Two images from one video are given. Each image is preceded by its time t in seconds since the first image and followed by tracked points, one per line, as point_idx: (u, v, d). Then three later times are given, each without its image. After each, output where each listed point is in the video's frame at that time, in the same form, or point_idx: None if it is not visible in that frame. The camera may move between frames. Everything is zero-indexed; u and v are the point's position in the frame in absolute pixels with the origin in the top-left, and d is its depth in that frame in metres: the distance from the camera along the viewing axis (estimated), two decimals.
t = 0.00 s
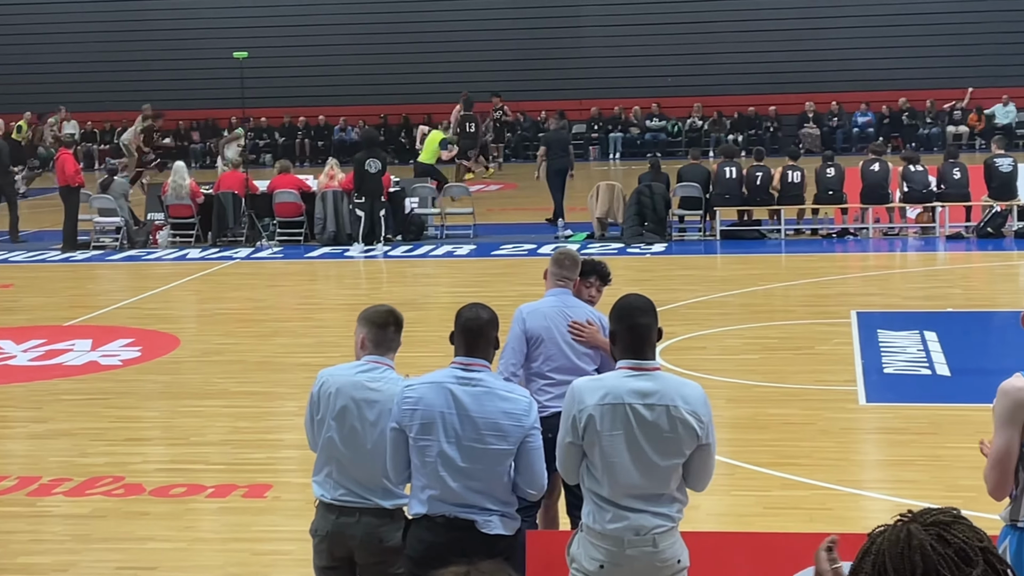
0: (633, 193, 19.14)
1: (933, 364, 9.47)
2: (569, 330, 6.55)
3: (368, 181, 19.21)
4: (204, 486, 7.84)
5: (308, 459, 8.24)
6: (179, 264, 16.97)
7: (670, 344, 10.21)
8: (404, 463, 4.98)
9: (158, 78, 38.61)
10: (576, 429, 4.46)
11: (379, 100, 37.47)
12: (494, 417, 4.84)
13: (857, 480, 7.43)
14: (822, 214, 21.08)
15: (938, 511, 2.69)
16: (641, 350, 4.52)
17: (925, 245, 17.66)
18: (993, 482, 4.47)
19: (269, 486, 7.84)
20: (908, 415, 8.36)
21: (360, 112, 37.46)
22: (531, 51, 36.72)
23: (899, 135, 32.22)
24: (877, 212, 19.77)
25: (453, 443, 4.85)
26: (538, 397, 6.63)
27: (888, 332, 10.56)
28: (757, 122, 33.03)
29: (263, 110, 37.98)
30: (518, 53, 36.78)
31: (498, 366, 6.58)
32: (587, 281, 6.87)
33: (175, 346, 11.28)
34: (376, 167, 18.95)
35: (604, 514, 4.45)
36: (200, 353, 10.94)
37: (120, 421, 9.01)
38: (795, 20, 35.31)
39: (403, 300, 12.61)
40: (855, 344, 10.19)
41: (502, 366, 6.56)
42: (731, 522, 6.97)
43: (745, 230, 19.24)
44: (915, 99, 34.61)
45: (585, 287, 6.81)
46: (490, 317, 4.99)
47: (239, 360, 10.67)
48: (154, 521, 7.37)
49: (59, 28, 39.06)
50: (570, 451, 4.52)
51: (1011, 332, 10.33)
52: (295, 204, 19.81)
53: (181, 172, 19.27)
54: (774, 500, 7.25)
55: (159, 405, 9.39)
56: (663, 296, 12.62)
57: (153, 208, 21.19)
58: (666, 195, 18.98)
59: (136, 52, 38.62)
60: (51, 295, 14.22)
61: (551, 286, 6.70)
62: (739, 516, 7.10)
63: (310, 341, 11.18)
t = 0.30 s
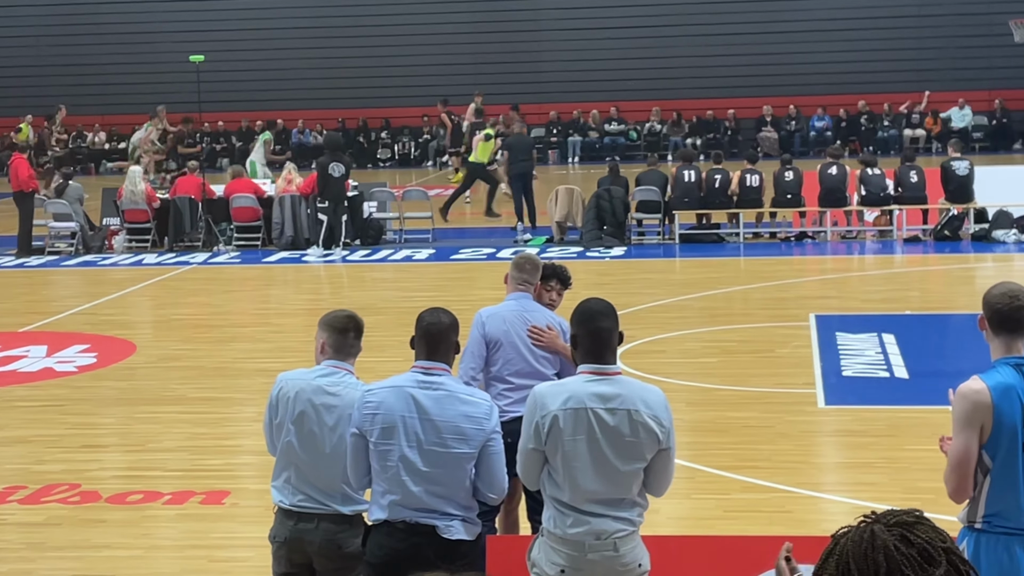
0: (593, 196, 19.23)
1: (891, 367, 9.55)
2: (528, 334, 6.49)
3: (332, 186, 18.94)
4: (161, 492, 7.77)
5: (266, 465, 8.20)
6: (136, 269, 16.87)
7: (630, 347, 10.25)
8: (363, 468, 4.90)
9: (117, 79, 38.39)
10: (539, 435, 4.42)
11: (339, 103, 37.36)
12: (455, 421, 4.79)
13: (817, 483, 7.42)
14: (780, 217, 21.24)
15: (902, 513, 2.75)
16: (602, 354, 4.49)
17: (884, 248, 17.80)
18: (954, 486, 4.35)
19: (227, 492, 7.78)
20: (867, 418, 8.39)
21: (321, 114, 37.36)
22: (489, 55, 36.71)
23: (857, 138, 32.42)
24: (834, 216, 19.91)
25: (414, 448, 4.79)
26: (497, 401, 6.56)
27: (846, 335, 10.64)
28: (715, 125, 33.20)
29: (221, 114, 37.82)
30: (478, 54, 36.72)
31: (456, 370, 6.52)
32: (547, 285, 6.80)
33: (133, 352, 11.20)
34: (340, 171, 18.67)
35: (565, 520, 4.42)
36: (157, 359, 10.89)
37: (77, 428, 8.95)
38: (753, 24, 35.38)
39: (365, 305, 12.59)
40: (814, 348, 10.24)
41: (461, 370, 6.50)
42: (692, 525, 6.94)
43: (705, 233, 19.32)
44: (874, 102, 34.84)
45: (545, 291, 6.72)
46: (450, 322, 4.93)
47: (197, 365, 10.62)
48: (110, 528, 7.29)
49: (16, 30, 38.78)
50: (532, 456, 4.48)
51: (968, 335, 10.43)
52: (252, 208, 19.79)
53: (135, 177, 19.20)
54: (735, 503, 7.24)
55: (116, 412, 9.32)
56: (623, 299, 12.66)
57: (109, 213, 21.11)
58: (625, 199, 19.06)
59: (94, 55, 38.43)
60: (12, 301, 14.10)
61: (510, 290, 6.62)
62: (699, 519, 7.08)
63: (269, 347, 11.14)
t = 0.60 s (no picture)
0: (561, 195, 19.24)
1: (855, 365, 9.67)
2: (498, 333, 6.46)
3: (303, 185, 19.04)
4: (128, 492, 7.76)
5: (233, 464, 8.20)
6: (104, 268, 16.84)
7: (596, 346, 10.35)
8: (332, 467, 4.88)
9: (83, 77, 38.23)
10: (506, 433, 4.45)
11: (306, 102, 37.30)
12: (424, 418, 4.79)
13: (782, 480, 7.47)
14: (746, 218, 21.29)
15: (870, 505, 2.74)
16: (569, 352, 4.53)
17: (847, 247, 17.99)
18: (917, 482, 4.36)
19: (194, 492, 7.78)
20: (831, 416, 8.48)
21: (290, 112, 37.26)
22: (457, 54, 36.72)
23: (823, 138, 32.60)
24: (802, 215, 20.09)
25: (383, 446, 4.78)
26: (467, 400, 6.52)
27: (812, 333, 10.75)
28: (682, 125, 33.39)
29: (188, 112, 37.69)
30: (446, 53, 36.70)
31: (427, 369, 6.45)
32: (517, 284, 6.75)
33: (100, 351, 11.19)
34: (311, 171, 18.80)
35: (532, 517, 4.44)
36: (124, 357, 10.88)
37: (42, 427, 8.93)
38: (719, 25, 35.55)
39: (336, 304, 12.62)
40: (779, 346, 10.34)
41: (431, 369, 6.42)
42: (657, 523, 6.94)
43: (671, 232, 19.43)
44: (842, 101, 35.05)
45: (516, 291, 6.73)
46: (419, 321, 4.93)
47: (165, 364, 10.61)
48: (77, 527, 7.25)
49: None
50: (500, 455, 4.50)
51: (931, 333, 10.56)
52: (219, 207, 19.82)
53: (101, 176, 19.20)
54: (700, 500, 7.25)
55: (83, 411, 9.30)
56: (589, 298, 12.72)
57: (75, 213, 21.08)
58: (591, 198, 19.16)
59: (60, 52, 38.22)
60: None
61: (481, 290, 6.61)
62: (665, 517, 7.09)
63: (236, 346, 11.14)
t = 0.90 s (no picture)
0: (535, 196, 19.26)
1: (829, 366, 9.70)
2: (474, 334, 6.33)
3: (280, 187, 18.96)
4: (100, 493, 7.71)
5: (206, 466, 8.16)
6: (77, 268, 16.78)
7: (571, 348, 10.35)
8: (306, 469, 4.79)
9: (57, 77, 38.17)
10: (479, 435, 4.44)
11: (281, 102, 37.23)
12: (400, 420, 4.71)
13: (756, 482, 7.45)
14: (721, 219, 21.30)
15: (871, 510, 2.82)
16: (543, 353, 4.51)
17: (821, 248, 18.04)
18: (888, 483, 4.37)
19: (167, 493, 7.73)
20: (805, 418, 8.49)
21: (266, 112, 37.20)
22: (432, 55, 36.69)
23: (796, 139, 32.67)
24: (776, 217, 20.15)
25: (358, 447, 4.69)
26: (443, 403, 6.38)
27: (786, 335, 10.78)
28: (656, 126, 33.49)
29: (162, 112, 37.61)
30: (421, 54, 36.67)
31: (403, 372, 6.30)
32: (492, 285, 6.64)
33: (72, 352, 11.14)
34: (287, 173, 18.67)
35: (505, 518, 4.43)
36: (97, 358, 10.83)
37: (14, 429, 8.88)
38: (692, 28, 35.71)
39: (312, 305, 12.60)
40: (753, 347, 10.36)
41: (407, 372, 6.28)
42: (631, 524, 6.89)
43: (645, 234, 19.48)
44: (817, 102, 35.16)
45: (491, 292, 6.60)
46: (393, 321, 4.83)
47: (139, 366, 10.56)
48: (48, 529, 7.19)
49: None
50: (473, 456, 4.49)
51: (905, 335, 10.61)
52: (192, 208, 19.78)
53: (74, 177, 19.15)
54: (674, 501, 7.21)
55: (55, 413, 9.25)
56: (564, 299, 12.73)
57: (48, 213, 21.05)
58: (565, 199, 19.17)
59: (33, 52, 38.17)
60: None
61: (457, 290, 6.46)
62: (640, 518, 7.03)
63: (210, 347, 11.10)
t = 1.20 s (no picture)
0: (518, 197, 19.27)
1: (811, 367, 9.72)
2: (458, 335, 6.30)
3: (268, 187, 19.10)
4: (80, 494, 7.69)
5: (188, 467, 8.14)
6: (58, 268, 16.72)
7: (554, 349, 10.35)
8: (289, 471, 4.76)
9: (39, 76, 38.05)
10: (460, 435, 4.42)
11: (263, 103, 37.20)
12: (384, 421, 4.67)
13: (738, 483, 7.43)
14: (703, 220, 21.31)
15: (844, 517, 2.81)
16: (524, 354, 4.50)
17: (804, 250, 18.09)
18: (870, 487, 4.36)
19: (148, 495, 7.70)
20: (786, 419, 8.50)
21: (249, 112, 37.14)
22: (416, 55, 36.69)
23: (778, 141, 32.74)
24: (758, 218, 20.20)
25: (342, 449, 4.65)
26: (427, 405, 6.34)
27: (768, 336, 10.80)
28: (639, 127, 33.49)
29: (143, 112, 37.50)
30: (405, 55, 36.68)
31: (386, 374, 6.27)
32: (476, 287, 6.61)
33: (53, 352, 11.11)
34: (275, 172, 18.84)
35: (486, 520, 4.42)
36: (78, 359, 10.79)
37: None
38: (673, 29, 35.81)
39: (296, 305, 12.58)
40: (736, 349, 10.38)
41: (390, 374, 6.25)
42: (613, 526, 6.86)
43: (628, 235, 19.51)
44: (801, 103, 35.21)
45: (473, 293, 6.59)
46: (377, 323, 4.80)
47: (120, 366, 10.53)
48: (28, 531, 7.14)
49: None
50: (455, 458, 4.48)
51: (886, 336, 10.65)
52: (175, 208, 19.77)
53: (56, 177, 19.11)
54: (656, 503, 7.19)
55: (35, 413, 9.22)
56: (547, 300, 12.73)
57: (29, 213, 20.99)
58: (548, 200, 19.18)
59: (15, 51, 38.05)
60: None
61: (437, 291, 6.44)
62: (622, 519, 7.01)
63: (192, 347, 11.08)
